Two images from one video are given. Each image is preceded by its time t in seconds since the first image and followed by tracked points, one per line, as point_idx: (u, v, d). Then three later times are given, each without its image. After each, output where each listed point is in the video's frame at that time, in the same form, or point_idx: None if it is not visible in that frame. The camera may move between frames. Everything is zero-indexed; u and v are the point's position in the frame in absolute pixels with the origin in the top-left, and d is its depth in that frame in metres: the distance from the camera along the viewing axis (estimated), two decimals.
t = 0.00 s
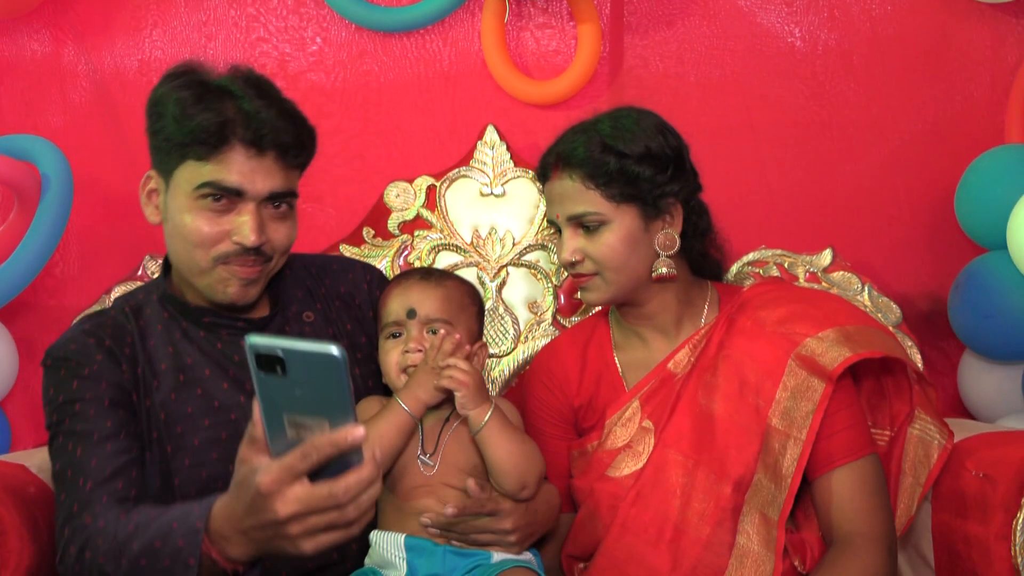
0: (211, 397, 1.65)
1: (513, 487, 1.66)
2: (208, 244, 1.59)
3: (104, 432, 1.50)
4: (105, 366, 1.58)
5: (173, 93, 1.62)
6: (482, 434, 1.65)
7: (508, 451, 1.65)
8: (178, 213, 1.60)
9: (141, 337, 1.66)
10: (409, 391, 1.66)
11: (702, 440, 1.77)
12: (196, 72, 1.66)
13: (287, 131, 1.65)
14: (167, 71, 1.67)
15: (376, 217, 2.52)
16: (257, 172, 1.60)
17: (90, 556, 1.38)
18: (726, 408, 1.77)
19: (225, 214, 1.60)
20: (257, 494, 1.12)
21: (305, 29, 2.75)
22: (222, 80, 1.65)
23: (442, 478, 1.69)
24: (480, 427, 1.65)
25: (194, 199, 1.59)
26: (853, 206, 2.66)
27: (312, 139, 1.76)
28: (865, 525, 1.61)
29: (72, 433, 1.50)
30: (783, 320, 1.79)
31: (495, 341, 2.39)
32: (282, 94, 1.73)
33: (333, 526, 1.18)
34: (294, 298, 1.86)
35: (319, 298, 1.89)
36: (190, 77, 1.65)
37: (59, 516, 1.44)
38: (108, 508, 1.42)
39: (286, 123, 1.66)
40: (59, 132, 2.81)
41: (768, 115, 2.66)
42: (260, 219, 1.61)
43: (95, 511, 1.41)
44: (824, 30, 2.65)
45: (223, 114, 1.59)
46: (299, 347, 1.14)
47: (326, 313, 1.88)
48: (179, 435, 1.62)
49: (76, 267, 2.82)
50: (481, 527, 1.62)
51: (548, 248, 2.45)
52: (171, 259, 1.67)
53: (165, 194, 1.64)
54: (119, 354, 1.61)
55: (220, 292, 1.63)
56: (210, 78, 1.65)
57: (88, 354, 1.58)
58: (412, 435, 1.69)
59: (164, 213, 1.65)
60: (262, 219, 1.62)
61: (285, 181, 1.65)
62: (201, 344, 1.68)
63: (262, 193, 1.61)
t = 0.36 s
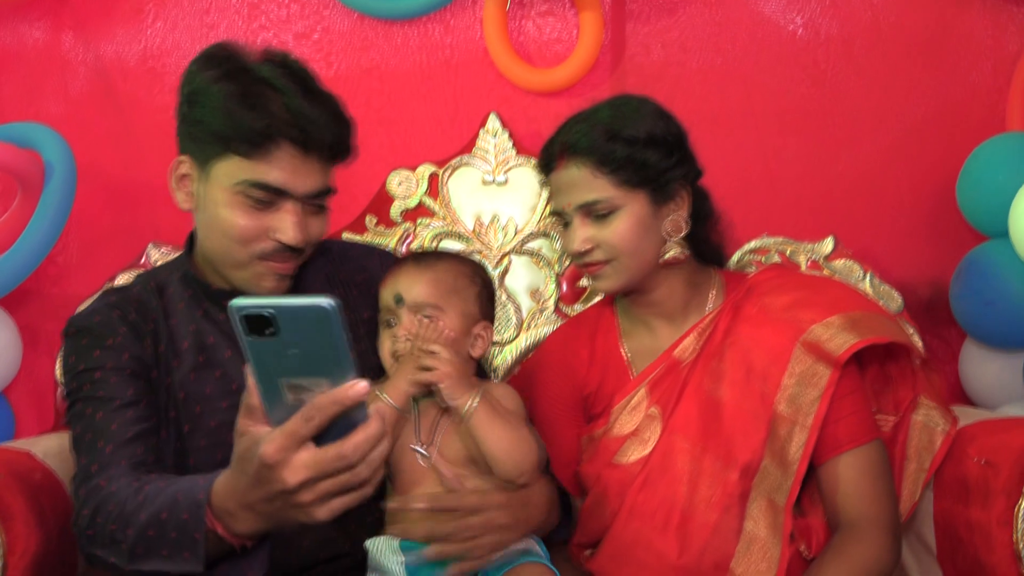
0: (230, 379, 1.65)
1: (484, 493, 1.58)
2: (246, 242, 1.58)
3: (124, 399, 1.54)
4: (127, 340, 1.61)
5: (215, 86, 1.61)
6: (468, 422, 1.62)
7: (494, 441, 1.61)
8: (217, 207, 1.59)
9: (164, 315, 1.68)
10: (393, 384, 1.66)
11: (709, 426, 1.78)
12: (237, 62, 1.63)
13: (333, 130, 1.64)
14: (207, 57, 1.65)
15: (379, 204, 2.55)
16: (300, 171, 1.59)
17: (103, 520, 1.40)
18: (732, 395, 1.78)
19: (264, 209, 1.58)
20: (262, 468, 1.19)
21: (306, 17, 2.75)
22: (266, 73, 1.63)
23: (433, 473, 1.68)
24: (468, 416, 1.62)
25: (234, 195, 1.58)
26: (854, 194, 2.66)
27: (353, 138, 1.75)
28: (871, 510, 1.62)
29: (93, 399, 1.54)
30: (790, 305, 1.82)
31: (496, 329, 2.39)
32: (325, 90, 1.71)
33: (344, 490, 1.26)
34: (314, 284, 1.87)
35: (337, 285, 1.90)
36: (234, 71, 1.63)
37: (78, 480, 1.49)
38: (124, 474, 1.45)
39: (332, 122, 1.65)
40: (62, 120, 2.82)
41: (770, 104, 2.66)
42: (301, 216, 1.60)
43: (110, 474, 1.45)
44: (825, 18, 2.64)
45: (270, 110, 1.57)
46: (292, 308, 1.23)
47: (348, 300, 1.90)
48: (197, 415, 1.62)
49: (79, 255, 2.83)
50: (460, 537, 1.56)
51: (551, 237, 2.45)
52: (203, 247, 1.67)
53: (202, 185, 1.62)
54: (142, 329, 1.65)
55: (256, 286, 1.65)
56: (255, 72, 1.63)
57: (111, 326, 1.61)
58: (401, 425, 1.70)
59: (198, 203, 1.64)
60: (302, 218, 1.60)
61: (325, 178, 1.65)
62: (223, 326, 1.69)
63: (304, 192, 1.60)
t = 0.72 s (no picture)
0: (239, 377, 1.68)
1: (451, 499, 1.62)
2: (280, 258, 1.60)
3: (136, 398, 1.52)
4: (139, 336, 1.60)
5: (238, 107, 1.54)
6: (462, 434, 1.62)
7: (485, 456, 1.62)
8: (249, 229, 1.58)
9: (176, 310, 1.69)
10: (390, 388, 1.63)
11: (728, 416, 1.79)
12: (254, 76, 1.57)
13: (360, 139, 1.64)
14: (217, 69, 1.56)
15: (386, 194, 2.57)
16: (331, 188, 1.59)
17: (115, 534, 1.38)
18: (753, 384, 1.79)
19: (298, 227, 1.59)
20: (290, 501, 1.09)
21: (313, 6, 2.75)
22: (285, 86, 1.57)
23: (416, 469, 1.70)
24: (466, 431, 1.62)
25: (265, 216, 1.57)
26: (861, 185, 2.66)
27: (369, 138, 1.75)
28: (888, 503, 1.64)
29: (104, 397, 1.52)
30: (813, 296, 1.82)
31: (501, 319, 2.41)
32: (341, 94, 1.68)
33: (374, 521, 1.15)
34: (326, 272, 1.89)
35: (352, 274, 1.93)
36: (251, 85, 1.56)
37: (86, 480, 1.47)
38: (135, 482, 1.43)
39: (356, 130, 1.64)
40: (69, 109, 2.82)
41: (776, 94, 2.66)
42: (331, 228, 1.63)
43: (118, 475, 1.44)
44: (832, 7, 2.64)
45: (299, 132, 1.53)
46: (330, 332, 1.08)
47: (359, 288, 1.92)
48: (206, 414, 1.65)
49: (86, 244, 2.84)
50: (421, 540, 1.60)
51: (557, 227, 2.46)
52: (227, 260, 1.66)
53: (228, 204, 1.59)
54: (155, 325, 1.64)
55: (286, 294, 1.69)
56: (273, 84, 1.57)
57: (123, 322, 1.60)
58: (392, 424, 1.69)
59: (221, 221, 1.61)
60: (331, 228, 1.63)
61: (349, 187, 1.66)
62: (233, 324, 1.71)
63: (333, 206, 1.61)
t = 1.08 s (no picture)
0: (240, 385, 1.72)
1: (473, 498, 1.63)
2: (284, 270, 1.61)
3: (135, 419, 1.54)
4: (137, 350, 1.61)
5: (223, 128, 1.52)
6: (457, 428, 1.63)
7: (485, 444, 1.63)
8: (248, 245, 1.58)
9: (172, 319, 1.71)
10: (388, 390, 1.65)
11: (750, 412, 1.82)
12: (236, 93, 1.54)
13: (352, 142, 1.62)
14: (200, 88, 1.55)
15: (392, 191, 2.57)
16: (325, 197, 1.59)
17: (123, 567, 1.42)
18: (774, 382, 1.81)
19: (296, 238, 1.59)
20: (312, 556, 1.05)
21: (320, 3, 2.76)
22: (267, 99, 1.54)
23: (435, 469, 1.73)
24: (461, 425, 1.63)
25: (264, 234, 1.57)
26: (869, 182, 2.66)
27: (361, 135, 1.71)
28: (903, 508, 1.66)
29: (102, 418, 1.53)
30: (838, 299, 1.85)
31: (507, 316, 2.43)
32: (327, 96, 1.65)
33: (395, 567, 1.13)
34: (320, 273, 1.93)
35: (346, 275, 1.97)
36: (232, 101, 1.54)
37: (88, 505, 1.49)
38: (139, 513, 1.45)
39: (346, 133, 1.61)
40: (77, 107, 2.83)
41: (783, 91, 2.66)
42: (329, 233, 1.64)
43: (123, 501, 1.47)
44: (838, 4, 2.64)
45: (287, 148, 1.52)
46: (358, 389, 1.03)
47: (353, 291, 1.96)
48: (207, 423, 1.68)
49: (93, 241, 2.84)
50: (447, 541, 1.62)
51: (563, 224, 2.48)
52: (229, 275, 1.67)
53: (223, 222, 1.59)
54: (153, 337, 1.66)
55: (293, 298, 1.71)
56: (254, 98, 1.54)
57: (119, 337, 1.61)
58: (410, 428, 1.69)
59: (219, 241, 1.62)
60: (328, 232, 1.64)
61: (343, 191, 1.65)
62: (232, 332, 1.75)
63: (327, 212, 1.61)
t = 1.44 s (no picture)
0: (244, 382, 1.72)
1: (482, 494, 1.63)
2: (274, 274, 1.64)
3: (139, 421, 1.55)
4: (138, 351, 1.62)
5: (181, 151, 1.52)
6: (463, 425, 1.62)
7: (487, 444, 1.63)
8: (231, 255, 1.60)
9: (173, 318, 1.71)
10: (399, 386, 1.63)
11: (761, 412, 1.82)
12: (190, 113, 1.53)
13: (319, 145, 1.59)
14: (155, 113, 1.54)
15: (397, 187, 2.60)
16: (302, 201, 1.59)
17: (131, 570, 1.44)
18: (785, 382, 1.81)
19: (278, 245, 1.61)
20: (320, 567, 1.07)
21: None
22: (224, 114, 1.52)
23: (444, 465, 1.73)
24: (464, 426, 1.62)
25: (244, 246, 1.59)
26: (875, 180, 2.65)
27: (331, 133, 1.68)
28: (912, 509, 1.67)
29: (106, 421, 1.55)
30: (852, 300, 1.85)
31: (513, 313, 2.45)
32: (289, 99, 1.62)
33: None
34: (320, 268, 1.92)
35: (345, 268, 1.96)
36: (190, 120, 1.53)
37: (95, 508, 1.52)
38: (146, 518, 1.47)
39: (310, 137, 1.58)
40: (82, 102, 2.83)
41: (788, 89, 2.66)
42: (313, 232, 1.65)
43: (128, 507, 1.49)
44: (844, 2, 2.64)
45: (248, 163, 1.51)
46: (359, 404, 1.06)
47: (354, 283, 1.96)
48: (212, 422, 1.69)
49: (98, 236, 2.84)
50: (454, 535, 1.62)
51: (567, 221, 2.49)
52: (220, 283, 1.70)
53: (203, 236, 1.60)
54: (154, 337, 1.67)
55: (290, 296, 1.73)
56: (211, 114, 1.53)
57: (120, 338, 1.62)
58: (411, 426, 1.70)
59: (202, 255, 1.65)
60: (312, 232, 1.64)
61: (319, 189, 1.63)
62: (233, 329, 1.74)
63: (307, 214, 1.61)
